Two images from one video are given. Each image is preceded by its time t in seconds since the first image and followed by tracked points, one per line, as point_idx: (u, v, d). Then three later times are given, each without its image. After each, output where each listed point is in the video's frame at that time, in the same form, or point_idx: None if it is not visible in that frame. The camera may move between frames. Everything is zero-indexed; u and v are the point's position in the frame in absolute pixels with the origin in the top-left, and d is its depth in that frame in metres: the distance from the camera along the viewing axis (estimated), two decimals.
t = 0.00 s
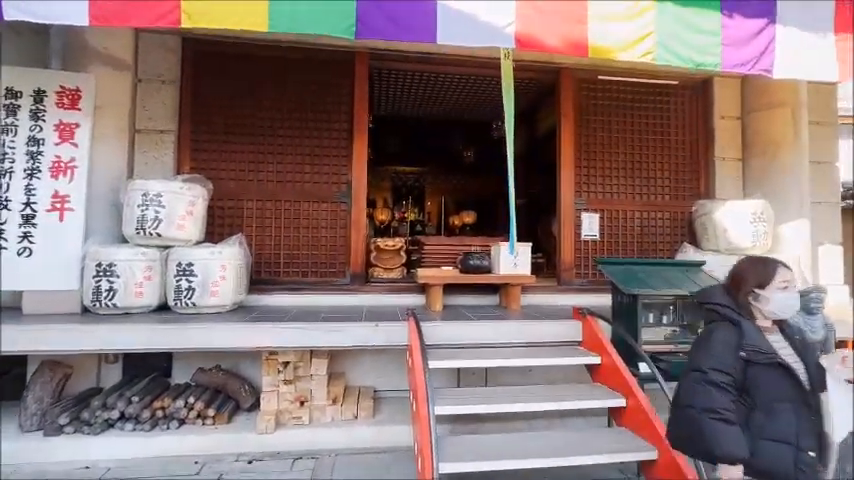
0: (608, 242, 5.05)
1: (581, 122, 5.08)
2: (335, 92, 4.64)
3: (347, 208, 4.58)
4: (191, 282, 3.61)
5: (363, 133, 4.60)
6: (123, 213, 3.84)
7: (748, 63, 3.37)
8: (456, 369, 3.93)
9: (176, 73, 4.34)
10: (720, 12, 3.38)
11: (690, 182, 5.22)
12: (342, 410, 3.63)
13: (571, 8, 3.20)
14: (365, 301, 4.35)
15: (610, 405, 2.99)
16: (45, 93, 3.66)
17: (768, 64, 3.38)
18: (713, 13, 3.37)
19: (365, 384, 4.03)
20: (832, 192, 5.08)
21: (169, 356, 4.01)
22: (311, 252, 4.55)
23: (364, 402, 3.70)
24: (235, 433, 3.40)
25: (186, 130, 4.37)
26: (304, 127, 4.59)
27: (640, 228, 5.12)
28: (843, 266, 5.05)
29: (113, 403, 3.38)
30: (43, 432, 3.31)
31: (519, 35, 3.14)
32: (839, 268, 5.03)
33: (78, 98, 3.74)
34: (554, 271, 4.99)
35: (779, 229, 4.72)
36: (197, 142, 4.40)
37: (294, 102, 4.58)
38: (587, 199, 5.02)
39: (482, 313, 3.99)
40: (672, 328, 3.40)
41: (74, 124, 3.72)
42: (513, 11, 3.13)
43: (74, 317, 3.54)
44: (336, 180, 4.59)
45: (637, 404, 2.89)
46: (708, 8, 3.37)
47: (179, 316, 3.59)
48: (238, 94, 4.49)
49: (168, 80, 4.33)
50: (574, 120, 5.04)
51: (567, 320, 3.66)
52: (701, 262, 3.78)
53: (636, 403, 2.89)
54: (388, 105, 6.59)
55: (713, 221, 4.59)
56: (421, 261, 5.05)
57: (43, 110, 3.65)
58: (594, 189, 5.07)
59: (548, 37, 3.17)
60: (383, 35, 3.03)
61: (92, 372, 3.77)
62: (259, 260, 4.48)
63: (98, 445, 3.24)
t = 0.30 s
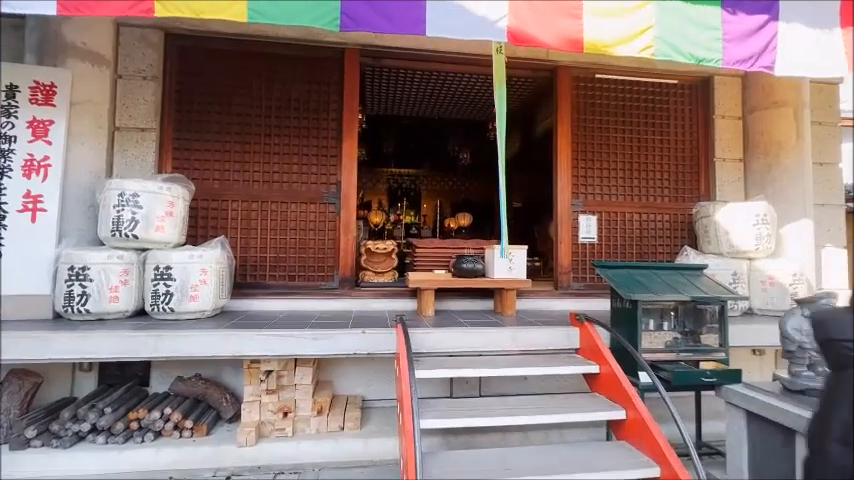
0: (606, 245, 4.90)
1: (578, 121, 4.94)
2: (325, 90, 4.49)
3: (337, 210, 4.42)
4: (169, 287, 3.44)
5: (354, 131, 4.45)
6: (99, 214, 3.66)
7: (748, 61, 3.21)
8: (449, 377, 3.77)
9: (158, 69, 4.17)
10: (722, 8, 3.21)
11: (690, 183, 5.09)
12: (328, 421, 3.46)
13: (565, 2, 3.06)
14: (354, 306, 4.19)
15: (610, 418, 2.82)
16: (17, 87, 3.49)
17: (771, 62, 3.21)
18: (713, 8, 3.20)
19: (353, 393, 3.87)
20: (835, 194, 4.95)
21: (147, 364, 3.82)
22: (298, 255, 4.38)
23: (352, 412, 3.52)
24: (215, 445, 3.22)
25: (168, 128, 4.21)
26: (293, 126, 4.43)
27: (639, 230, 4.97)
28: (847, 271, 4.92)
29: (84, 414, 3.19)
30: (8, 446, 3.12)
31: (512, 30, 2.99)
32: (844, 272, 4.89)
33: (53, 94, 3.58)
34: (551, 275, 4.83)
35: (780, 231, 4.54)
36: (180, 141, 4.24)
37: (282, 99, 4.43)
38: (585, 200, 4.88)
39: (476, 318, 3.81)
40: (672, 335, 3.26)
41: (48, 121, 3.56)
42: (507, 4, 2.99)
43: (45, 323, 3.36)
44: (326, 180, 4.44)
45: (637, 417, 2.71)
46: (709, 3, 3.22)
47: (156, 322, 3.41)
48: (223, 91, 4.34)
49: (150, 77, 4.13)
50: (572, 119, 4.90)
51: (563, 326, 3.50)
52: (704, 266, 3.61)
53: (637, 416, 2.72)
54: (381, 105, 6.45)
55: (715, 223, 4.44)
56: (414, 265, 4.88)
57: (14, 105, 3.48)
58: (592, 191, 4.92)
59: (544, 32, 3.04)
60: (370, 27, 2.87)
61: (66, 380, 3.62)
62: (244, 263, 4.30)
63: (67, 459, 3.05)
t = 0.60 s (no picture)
0: (604, 247, 4.76)
1: (576, 120, 4.80)
2: (314, 86, 4.34)
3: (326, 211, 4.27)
4: (146, 291, 3.28)
5: (344, 130, 4.30)
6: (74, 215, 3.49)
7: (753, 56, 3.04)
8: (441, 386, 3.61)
9: (140, 64, 4.01)
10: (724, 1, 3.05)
11: (691, 184, 4.95)
12: (314, 432, 3.30)
13: None
14: (342, 312, 4.03)
15: (609, 431, 2.67)
16: None
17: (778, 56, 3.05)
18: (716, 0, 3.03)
19: (341, 402, 3.71)
20: (840, 195, 4.81)
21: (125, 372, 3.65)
22: (286, 258, 4.23)
23: (338, 423, 3.36)
24: (193, 459, 3.06)
25: (150, 126, 4.05)
26: (280, 124, 4.28)
27: (638, 232, 4.83)
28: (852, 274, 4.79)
29: (55, 426, 3.02)
30: None
31: (505, 23, 2.85)
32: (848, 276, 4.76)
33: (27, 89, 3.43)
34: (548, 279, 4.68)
35: (783, 233, 4.39)
36: (163, 139, 4.09)
37: (270, 96, 4.28)
38: (582, 201, 4.74)
39: (469, 324, 3.65)
40: (674, 342, 3.11)
41: (21, 118, 3.40)
42: None
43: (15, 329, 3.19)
44: (315, 180, 4.29)
45: (638, 430, 2.56)
46: None
47: (132, 329, 3.24)
48: (208, 88, 4.18)
49: (131, 72, 3.97)
50: (569, 117, 4.76)
51: (560, 333, 3.34)
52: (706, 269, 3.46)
53: (637, 429, 2.57)
54: (375, 103, 6.30)
55: (717, 225, 4.30)
56: (406, 267, 4.72)
57: None
58: (589, 191, 4.78)
59: (536, 26, 2.89)
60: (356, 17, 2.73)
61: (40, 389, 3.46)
62: (230, 266, 4.14)
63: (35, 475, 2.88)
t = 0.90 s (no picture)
0: (609, 247, 4.62)
1: (579, 116, 4.67)
2: (310, 82, 4.23)
3: (321, 209, 4.15)
4: (134, 293, 3.17)
5: (341, 126, 4.18)
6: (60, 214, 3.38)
7: (768, 47, 2.84)
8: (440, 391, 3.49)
9: (131, 59, 3.90)
10: None
11: (698, 182, 4.82)
12: (308, 439, 3.18)
13: None
14: (338, 313, 3.92)
15: (617, 440, 2.53)
16: None
17: (795, 44, 2.85)
18: None
19: (336, 407, 3.59)
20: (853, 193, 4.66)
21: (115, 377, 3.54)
22: (281, 258, 4.11)
23: (333, 429, 3.24)
24: (182, 467, 2.94)
25: (141, 122, 3.94)
26: (275, 120, 4.17)
27: (643, 232, 4.70)
28: None
29: (39, 433, 2.91)
30: None
31: (505, 13, 2.71)
32: None
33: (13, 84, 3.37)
34: (551, 281, 4.54)
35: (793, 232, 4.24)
36: (154, 136, 3.98)
37: (264, 93, 4.17)
38: (586, 200, 4.60)
39: (469, 327, 3.53)
40: (684, 345, 2.98)
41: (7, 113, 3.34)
42: None
43: None
44: (310, 178, 4.17)
45: (646, 440, 2.43)
46: None
47: (119, 332, 3.13)
48: (200, 83, 4.08)
49: (122, 67, 3.87)
50: (572, 114, 4.63)
51: (563, 336, 3.21)
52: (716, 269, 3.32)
53: (646, 439, 2.43)
54: (374, 101, 6.17)
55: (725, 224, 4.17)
56: (404, 268, 4.59)
57: None
58: (593, 189, 4.65)
59: (537, 16, 2.75)
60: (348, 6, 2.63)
61: (26, 393, 3.36)
62: (223, 267, 4.03)
63: None
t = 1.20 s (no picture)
0: (618, 247, 4.48)
1: (587, 111, 4.53)
2: (310, 78, 4.12)
3: (322, 208, 4.04)
4: (127, 294, 3.07)
5: (341, 123, 4.07)
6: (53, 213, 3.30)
7: (791, 31, 2.70)
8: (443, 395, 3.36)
9: (127, 55, 3.81)
10: None
11: (710, 179, 4.66)
12: (307, 446, 3.07)
13: None
14: (339, 315, 3.80)
15: (631, 449, 2.39)
16: None
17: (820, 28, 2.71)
18: None
19: (337, 412, 3.48)
20: None
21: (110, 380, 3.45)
22: (280, 258, 4.01)
23: (333, 435, 3.12)
24: (176, 474, 2.84)
25: (137, 120, 3.85)
26: (274, 117, 4.07)
27: (653, 231, 4.55)
28: None
29: (30, 439, 2.82)
30: None
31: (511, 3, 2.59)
32: None
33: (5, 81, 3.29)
34: (558, 281, 4.40)
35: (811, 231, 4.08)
36: (151, 134, 3.89)
37: (263, 89, 4.07)
38: (594, 197, 4.46)
39: (473, 329, 3.40)
40: (700, 348, 2.83)
41: None
42: None
43: None
44: (310, 176, 4.07)
45: (662, 449, 2.29)
46: None
47: (113, 335, 3.04)
48: (198, 80, 3.98)
49: (117, 64, 3.78)
50: (580, 109, 4.49)
51: (572, 339, 3.07)
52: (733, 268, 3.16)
53: (662, 448, 2.29)
54: (376, 98, 6.06)
55: (740, 222, 4.02)
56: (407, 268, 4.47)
57: None
58: (601, 187, 4.50)
59: (544, 5, 2.63)
60: None
61: (20, 397, 3.28)
62: (221, 267, 3.93)
63: None
